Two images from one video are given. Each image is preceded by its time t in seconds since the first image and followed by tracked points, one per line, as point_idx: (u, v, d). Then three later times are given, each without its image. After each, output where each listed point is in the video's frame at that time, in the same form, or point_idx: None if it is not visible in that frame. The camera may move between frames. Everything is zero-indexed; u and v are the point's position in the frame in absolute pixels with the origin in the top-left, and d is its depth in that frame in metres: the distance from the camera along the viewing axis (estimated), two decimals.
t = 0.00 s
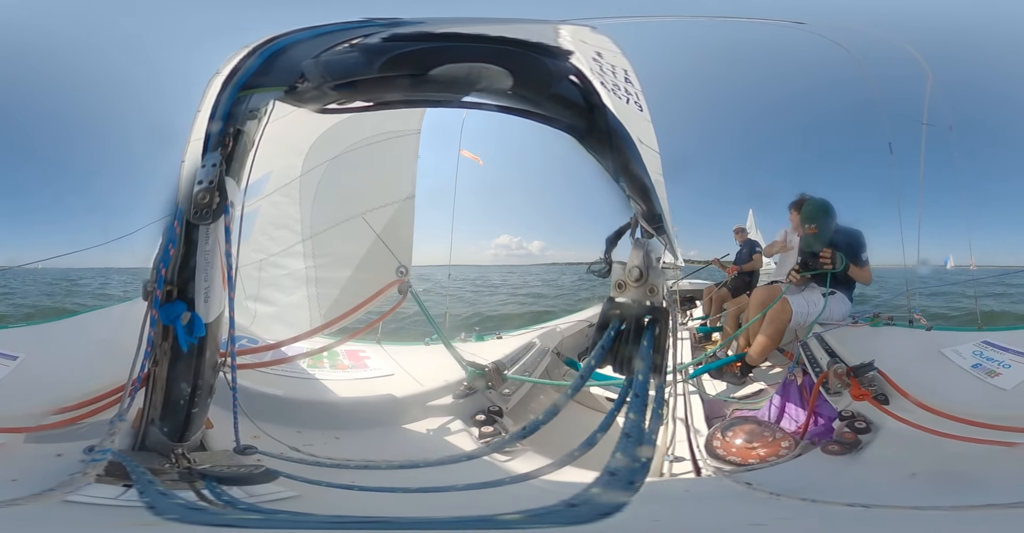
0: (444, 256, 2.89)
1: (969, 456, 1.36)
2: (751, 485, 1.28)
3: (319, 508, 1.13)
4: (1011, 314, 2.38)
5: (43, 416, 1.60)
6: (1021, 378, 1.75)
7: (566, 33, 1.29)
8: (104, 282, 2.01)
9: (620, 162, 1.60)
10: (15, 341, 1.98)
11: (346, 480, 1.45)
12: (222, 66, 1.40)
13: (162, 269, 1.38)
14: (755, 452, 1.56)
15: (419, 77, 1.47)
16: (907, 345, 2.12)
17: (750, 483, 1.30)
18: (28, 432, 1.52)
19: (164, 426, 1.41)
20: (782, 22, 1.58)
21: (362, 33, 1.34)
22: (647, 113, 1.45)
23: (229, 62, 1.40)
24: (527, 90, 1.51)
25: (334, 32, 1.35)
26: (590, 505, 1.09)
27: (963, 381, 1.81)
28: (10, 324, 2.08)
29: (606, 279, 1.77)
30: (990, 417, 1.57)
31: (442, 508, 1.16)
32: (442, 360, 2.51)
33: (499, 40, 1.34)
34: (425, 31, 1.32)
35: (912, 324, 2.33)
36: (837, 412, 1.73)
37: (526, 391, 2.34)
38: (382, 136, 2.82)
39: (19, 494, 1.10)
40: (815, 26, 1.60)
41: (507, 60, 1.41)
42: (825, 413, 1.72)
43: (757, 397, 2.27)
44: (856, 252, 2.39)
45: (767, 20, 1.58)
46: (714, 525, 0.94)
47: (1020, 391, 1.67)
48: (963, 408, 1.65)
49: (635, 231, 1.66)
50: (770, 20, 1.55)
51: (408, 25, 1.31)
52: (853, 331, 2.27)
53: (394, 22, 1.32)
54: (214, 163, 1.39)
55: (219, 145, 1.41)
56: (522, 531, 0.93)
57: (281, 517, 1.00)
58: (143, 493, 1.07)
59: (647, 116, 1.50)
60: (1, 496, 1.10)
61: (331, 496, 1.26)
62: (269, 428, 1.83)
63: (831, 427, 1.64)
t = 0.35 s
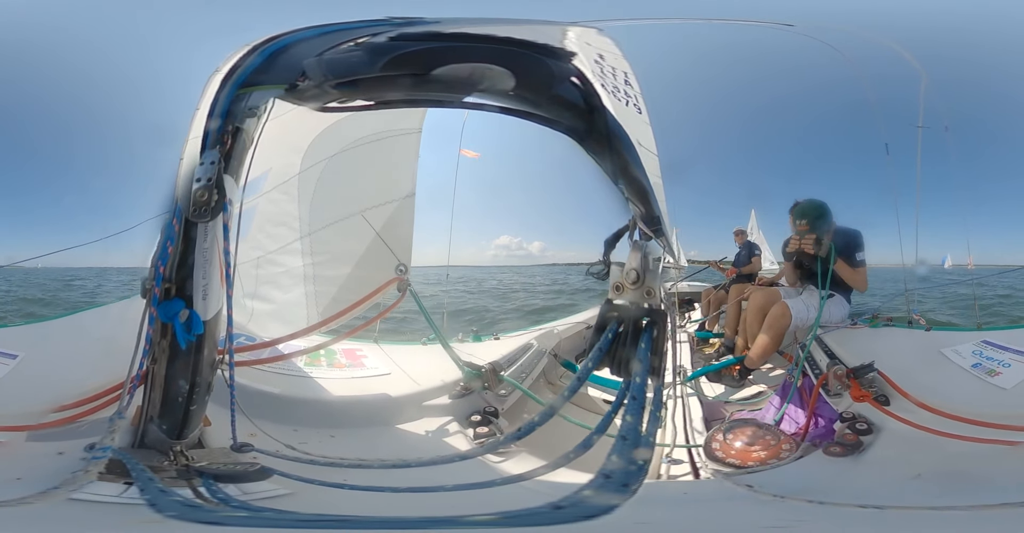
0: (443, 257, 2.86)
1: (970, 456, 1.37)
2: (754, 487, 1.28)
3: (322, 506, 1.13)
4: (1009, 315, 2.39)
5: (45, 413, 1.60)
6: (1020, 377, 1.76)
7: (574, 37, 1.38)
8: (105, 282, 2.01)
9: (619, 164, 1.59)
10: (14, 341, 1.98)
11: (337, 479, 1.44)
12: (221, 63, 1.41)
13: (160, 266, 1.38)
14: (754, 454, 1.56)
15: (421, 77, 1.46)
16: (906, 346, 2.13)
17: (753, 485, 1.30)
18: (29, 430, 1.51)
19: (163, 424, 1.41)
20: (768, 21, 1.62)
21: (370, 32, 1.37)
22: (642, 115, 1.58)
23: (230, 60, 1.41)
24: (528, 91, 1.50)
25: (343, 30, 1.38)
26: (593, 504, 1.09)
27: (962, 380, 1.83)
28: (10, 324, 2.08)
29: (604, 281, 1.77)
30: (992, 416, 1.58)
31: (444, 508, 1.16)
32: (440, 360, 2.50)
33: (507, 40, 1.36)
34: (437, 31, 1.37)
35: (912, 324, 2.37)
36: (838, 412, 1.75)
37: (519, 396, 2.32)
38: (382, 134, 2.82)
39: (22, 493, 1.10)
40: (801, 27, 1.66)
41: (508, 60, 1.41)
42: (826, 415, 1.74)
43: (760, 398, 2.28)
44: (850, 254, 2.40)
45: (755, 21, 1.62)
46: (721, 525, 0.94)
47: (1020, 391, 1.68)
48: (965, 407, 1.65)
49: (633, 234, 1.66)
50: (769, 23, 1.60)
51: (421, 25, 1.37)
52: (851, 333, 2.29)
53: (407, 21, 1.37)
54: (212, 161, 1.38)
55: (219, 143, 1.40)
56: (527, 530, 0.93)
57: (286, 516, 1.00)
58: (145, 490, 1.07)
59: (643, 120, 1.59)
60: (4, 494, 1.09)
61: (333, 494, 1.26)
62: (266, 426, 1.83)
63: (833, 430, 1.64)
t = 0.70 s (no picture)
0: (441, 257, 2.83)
1: (969, 457, 1.37)
2: (745, 488, 1.28)
3: (324, 506, 1.14)
4: (1005, 314, 2.41)
5: (45, 414, 1.60)
6: (1018, 379, 1.77)
7: (575, 34, 1.39)
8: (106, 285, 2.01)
9: (618, 163, 1.59)
10: (13, 341, 1.97)
11: (339, 478, 1.45)
12: (216, 63, 1.40)
13: (158, 267, 1.37)
14: (749, 455, 1.57)
15: (419, 76, 1.47)
16: (902, 346, 2.15)
17: (745, 486, 1.29)
18: (29, 431, 1.51)
19: (162, 424, 1.41)
20: (758, 21, 1.63)
21: (365, 30, 1.37)
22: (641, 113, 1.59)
23: (224, 59, 1.40)
24: (527, 90, 1.50)
25: (334, 29, 1.38)
26: (594, 504, 1.10)
27: (959, 381, 1.84)
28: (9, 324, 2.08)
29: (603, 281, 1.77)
30: (989, 417, 1.59)
31: (446, 508, 1.16)
32: (438, 359, 2.50)
33: (509, 40, 1.36)
34: (435, 30, 1.36)
35: (910, 325, 2.36)
36: (835, 414, 1.75)
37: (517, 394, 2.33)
38: (382, 132, 2.83)
39: (24, 494, 1.10)
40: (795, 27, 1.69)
41: (507, 58, 1.41)
42: (822, 417, 1.75)
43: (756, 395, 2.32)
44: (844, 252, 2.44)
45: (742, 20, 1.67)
46: (722, 526, 0.95)
47: (1018, 392, 1.70)
48: (963, 408, 1.66)
49: (631, 233, 1.64)
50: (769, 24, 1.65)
51: (416, 23, 1.37)
52: (848, 333, 2.28)
53: (402, 20, 1.37)
54: (209, 160, 1.37)
55: (214, 143, 1.39)
56: (530, 530, 0.93)
57: (289, 516, 1.00)
58: (147, 490, 1.07)
59: (642, 119, 1.60)
60: (6, 495, 1.09)
61: (335, 494, 1.26)
62: (265, 426, 1.83)
63: (828, 430, 1.65)
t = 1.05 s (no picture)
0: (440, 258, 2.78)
1: (971, 456, 1.37)
2: (749, 488, 1.28)
3: (321, 506, 1.14)
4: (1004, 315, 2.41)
5: (42, 413, 1.60)
6: (1018, 377, 1.77)
7: (574, 36, 1.37)
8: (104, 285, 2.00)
9: (616, 164, 1.61)
10: (13, 340, 1.98)
11: (334, 477, 1.45)
12: (217, 63, 1.41)
13: (157, 266, 1.38)
14: (749, 456, 1.57)
15: (420, 77, 1.46)
16: (902, 346, 2.14)
17: (749, 487, 1.30)
18: (28, 430, 1.51)
19: (160, 423, 1.41)
20: (760, 23, 1.63)
21: (370, 31, 1.37)
22: (639, 114, 1.60)
23: (226, 59, 1.41)
24: (526, 91, 1.50)
25: (339, 30, 1.38)
26: (593, 504, 1.10)
27: (958, 380, 1.84)
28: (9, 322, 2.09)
29: (602, 282, 1.74)
30: (988, 416, 1.59)
31: (443, 508, 1.16)
32: (437, 359, 2.50)
33: (510, 41, 1.37)
34: (439, 31, 1.37)
35: (908, 325, 2.39)
36: (835, 413, 1.75)
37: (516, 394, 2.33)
38: (382, 132, 2.84)
39: (22, 493, 1.10)
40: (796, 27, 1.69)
41: (507, 59, 1.42)
42: (822, 417, 1.75)
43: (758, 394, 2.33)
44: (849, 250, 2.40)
45: (749, 22, 1.66)
46: (721, 526, 0.95)
47: (1017, 391, 1.69)
48: (963, 408, 1.66)
49: (630, 235, 1.63)
50: (767, 24, 1.63)
51: (423, 25, 1.37)
52: (847, 334, 2.31)
53: (409, 21, 1.37)
54: (209, 160, 1.37)
55: (215, 142, 1.39)
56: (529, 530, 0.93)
57: (288, 516, 1.01)
58: (142, 489, 1.07)
59: (640, 121, 1.60)
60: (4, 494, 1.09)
61: (333, 494, 1.26)
62: (262, 426, 1.82)
63: (828, 430, 1.65)
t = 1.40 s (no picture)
0: (443, 256, 2.81)
1: (975, 456, 1.36)
2: (756, 489, 1.28)
3: (321, 505, 1.14)
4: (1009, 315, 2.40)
5: (45, 412, 1.60)
6: (1021, 376, 1.77)
7: (577, 37, 1.37)
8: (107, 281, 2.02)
9: (619, 166, 1.62)
10: (15, 339, 1.98)
11: (330, 477, 1.45)
12: (222, 62, 1.41)
13: (159, 265, 1.37)
14: (754, 456, 1.56)
15: (425, 77, 1.46)
16: (906, 346, 2.13)
17: (755, 487, 1.29)
18: (31, 428, 1.52)
19: (161, 422, 1.41)
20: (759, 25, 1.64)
21: (379, 32, 1.37)
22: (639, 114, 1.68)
23: (231, 58, 1.40)
24: (528, 93, 1.50)
25: (348, 31, 1.38)
26: (594, 504, 1.09)
27: (961, 380, 1.83)
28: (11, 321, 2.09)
29: (603, 283, 1.74)
30: (990, 415, 1.59)
31: (444, 509, 1.16)
32: (439, 359, 2.50)
33: (515, 43, 1.36)
34: (447, 32, 1.36)
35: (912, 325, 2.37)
36: (839, 414, 1.76)
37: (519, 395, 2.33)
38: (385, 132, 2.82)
39: (24, 491, 1.10)
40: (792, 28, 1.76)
41: (511, 60, 1.41)
42: (825, 417, 1.75)
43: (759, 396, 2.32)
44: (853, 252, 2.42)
45: (741, 23, 1.71)
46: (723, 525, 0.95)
47: (1019, 390, 1.69)
48: (967, 408, 1.65)
49: (631, 235, 1.65)
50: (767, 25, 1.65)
51: (432, 26, 1.37)
52: (850, 333, 2.29)
53: (420, 21, 1.38)
54: (212, 159, 1.37)
55: (218, 141, 1.40)
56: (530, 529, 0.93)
57: (288, 516, 1.00)
58: (144, 488, 1.07)
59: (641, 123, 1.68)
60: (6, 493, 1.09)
61: (334, 494, 1.26)
62: (264, 426, 1.82)
63: (833, 430, 1.65)
